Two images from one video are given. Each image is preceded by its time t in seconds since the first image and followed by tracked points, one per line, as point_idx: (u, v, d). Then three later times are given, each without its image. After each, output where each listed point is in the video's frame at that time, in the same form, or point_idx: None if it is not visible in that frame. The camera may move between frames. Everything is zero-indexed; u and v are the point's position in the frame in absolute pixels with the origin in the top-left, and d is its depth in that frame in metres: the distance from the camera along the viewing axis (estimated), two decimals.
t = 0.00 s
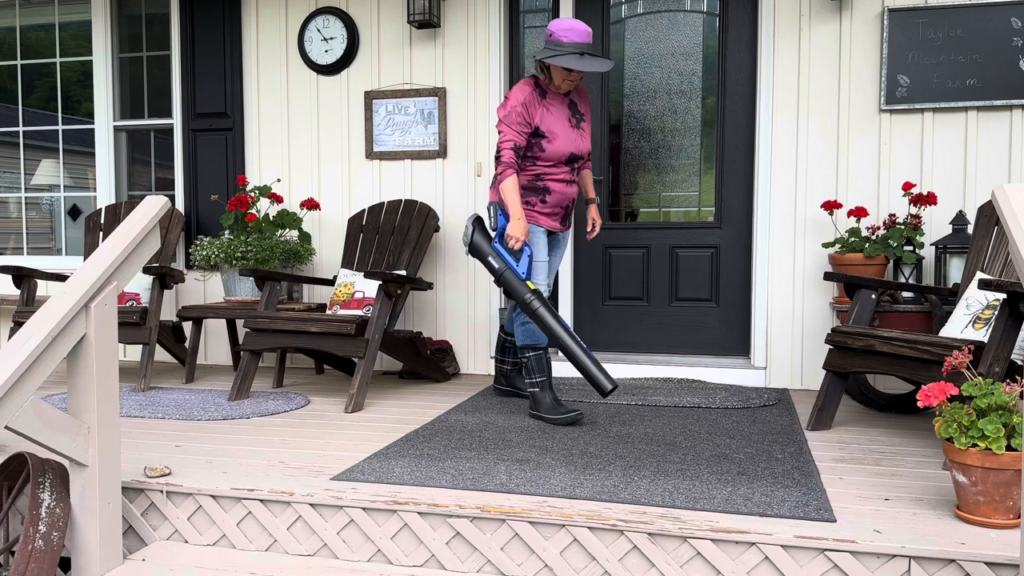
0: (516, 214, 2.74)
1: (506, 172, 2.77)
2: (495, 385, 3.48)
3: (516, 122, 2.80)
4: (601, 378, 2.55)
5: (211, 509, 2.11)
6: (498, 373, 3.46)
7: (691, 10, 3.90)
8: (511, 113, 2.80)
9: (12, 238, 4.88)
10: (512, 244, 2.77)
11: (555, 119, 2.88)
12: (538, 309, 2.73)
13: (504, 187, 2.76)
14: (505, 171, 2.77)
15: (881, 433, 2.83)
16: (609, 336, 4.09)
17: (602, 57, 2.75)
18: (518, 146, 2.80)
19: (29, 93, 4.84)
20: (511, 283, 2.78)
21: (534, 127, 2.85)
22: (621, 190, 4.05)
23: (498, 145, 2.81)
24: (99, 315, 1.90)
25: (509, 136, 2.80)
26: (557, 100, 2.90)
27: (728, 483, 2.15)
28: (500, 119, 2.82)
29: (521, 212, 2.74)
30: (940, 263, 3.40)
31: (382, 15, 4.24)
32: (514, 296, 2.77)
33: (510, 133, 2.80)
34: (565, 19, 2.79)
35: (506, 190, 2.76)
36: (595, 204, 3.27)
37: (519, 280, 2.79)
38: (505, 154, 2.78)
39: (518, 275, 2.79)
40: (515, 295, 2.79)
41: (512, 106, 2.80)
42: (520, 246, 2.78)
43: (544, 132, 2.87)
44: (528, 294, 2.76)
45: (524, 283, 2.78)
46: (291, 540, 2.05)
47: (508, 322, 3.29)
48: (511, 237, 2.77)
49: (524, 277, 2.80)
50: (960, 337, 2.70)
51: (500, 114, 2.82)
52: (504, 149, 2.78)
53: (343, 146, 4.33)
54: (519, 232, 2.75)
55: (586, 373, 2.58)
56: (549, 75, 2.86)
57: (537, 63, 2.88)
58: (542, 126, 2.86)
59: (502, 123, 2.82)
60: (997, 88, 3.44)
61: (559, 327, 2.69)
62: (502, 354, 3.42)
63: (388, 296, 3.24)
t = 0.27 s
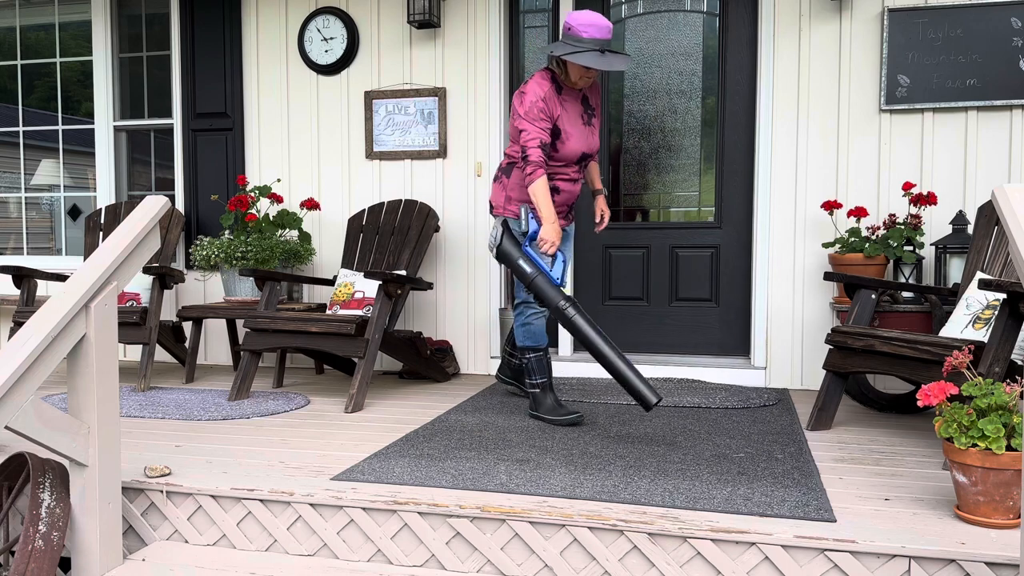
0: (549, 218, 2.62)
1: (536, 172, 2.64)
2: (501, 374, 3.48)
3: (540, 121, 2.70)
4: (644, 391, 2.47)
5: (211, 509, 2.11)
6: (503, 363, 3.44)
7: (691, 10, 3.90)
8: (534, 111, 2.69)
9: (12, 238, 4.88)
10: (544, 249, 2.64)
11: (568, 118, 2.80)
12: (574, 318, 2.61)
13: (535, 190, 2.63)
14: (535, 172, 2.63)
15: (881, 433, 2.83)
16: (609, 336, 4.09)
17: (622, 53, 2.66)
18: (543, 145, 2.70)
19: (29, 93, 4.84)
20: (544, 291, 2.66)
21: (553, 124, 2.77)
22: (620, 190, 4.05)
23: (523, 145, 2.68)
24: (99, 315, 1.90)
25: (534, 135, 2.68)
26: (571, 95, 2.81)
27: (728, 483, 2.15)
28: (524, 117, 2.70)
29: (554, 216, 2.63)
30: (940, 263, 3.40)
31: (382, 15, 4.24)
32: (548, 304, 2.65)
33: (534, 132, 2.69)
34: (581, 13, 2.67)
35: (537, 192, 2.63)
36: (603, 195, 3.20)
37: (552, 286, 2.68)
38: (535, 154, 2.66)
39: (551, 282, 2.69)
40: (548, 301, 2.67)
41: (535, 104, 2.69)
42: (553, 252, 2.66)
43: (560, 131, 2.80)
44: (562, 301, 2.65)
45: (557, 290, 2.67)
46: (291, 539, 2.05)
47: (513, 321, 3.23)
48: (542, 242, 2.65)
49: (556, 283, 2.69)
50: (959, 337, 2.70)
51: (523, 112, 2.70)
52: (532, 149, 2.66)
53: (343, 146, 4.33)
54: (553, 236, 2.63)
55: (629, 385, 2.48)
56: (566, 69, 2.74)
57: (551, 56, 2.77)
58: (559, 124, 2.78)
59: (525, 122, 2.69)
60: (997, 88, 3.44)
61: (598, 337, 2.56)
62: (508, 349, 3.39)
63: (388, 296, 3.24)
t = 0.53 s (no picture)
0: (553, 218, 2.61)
1: (539, 171, 2.63)
2: (502, 374, 3.48)
3: (546, 120, 2.69)
4: (668, 385, 2.45)
5: (211, 509, 2.11)
6: (505, 364, 3.44)
7: (691, 10, 3.90)
8: (540, 109, 2.69)
9: (12, 238, 4.88)
10: (548, 250, 2.63)
11: (576, 116, 2.81)
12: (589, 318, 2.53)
13: (537, 189, 2.61)
14: (538, 171, 2.62)
15: (881, 433, 2.83)
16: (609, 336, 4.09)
17: (633, 53, 2.66)
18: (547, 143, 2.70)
19: (29, 93, 4.84)
20: (557, 293, 2.59)
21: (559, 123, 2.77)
22: (620, 190, 4.05)
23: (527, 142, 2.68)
24: (99, 315, 1.90)
25: (539, 133, 2.69)
26: (578, 93, 2.81)
27: (728, 483, 2.15)
28: (530, 115, 2.69)
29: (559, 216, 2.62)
30: (940, 263, 3.40)
31: (382, 15, 4.24)
32: (562, 307, 2.58)
33: (539, 130, 2.69)
34: (593, 10, 2.67)
35: (540, 192, 2.61)
36: (606, 190, 3.20)
37: (564, 288, 2.61)
38: (538, 152, 2.66)
39: (561, 283, 2.62)
40: (561, 303, 2.60)
41: (542, 102, 2.69)
42: (558, 252, 2.64)
43: (566, 130, 2.81)
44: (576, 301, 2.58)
45: (569, 290, 2.60)
46: (291, 539, 2.05)
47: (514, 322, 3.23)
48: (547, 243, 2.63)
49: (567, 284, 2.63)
50: (959, 337, 2.70)
51: (529, 109, 2.70)
52: (536, 147, 2.66)
53: (343, 146, 4.33)
54: (557, 236, 2.62)
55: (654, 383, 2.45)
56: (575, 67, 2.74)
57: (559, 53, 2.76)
58: (566, 123, 2.79)
59: (531, 120, 2.69)
60: (996, 88, 3.44)
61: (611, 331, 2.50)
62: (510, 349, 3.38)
63: (388, 296, 3.24)
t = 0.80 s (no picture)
0: (544, 215, 2.63)
1: (529, 168, 2.66)
2: (506, 377, 3.46)
3: (544, 118, 2.70)
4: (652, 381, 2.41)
5: (211, 509, 2.11)
6: (509, 367, 3.42)
7: (691, 10, 3.90)
8: (540, 107, 2.69)
9: (12, 238, 4.88)
10: (540, 246, 2.65)
11: (579, 115, 2.80)
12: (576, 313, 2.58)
13: (528, 186, 2.64)
14: (528, 168, 2.65)
15: (881, 433, 2.83)
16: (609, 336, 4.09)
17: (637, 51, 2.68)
18: (543, 141, 2.71)
19: (29, 93, 4.84)
20: (545, 289, 2.64)
21: (561, 120, 2.76)
22: (620, 190, 4.05)
23: (521, 140, 2.70)
24: (99, 315, 1.90)
25: (534, 131, 2.70)
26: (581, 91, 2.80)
27: (728, 483, 2.15)
28: (528, 113, 2.70)
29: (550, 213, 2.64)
30: (940, 263, 3.40)
31: (382, 15, 4.24)
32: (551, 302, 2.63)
33: (536, 128, 2.70)
34: (596, 8, 2.67)
35: (529, 188, 2.64)
36: (606, 196, 3.21)
37: (552, 283, 2.66)
38: (529, 149, 2.68)
39: (550, 279, 2.67)
40: (549, 298, 2.65)
41: (542, 100, 2.69)
42: (550, 249, 2.66)
43: (569, 128, 2.79)
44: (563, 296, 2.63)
45: (558, 286, 2.65)
46: (291, 539, 2.05)
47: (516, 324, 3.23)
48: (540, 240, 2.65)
49: (556, 279, 2.68)
50: (959, 337, 2.70)
51: (528, 107, 2.70)
52: (528, 145, 2.68)
53: (343, 146, 4.33)
54: (549, 235, 2.63)
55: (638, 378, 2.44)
56: (578, 65, 2.73)
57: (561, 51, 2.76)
58: (568, 121, 2.78)
59: (528, 117, 2.70)
60: (996, 88, 3.44)
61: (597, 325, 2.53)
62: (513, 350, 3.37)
63: (388, 296, 3.24)
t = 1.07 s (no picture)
0: (537, 213, 2.64)
1: (523, 164, 2.67)
2: (506, 374, 3.43)
3: (544, 116, 2.70)
4: (645, 375, 2.46)
5: (211, 509, 2.11)
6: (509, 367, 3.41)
7: (691, 10, 3.91)
8: (540, 105, 2.69)
9: (12, 238, 4.89)
10: (533, 243, 2.64)
11: (582, 113, 2.79)
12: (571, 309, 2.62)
13: (521, 183, 2.65)
14: (523, 164, 2.66)
15: (881, 433, 2.83)
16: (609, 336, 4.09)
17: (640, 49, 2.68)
18: (539, 138, 2.71)
19: (29, 93, 4.84)
20: (540, 286, 2.67)
21: (561, 119, 2.76)
22: (620, 190, 4.05)
23: (518, 136, 2.71)
24: (99, 315, 1.90)
25: (531, 128, 2.70)
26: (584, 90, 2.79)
27: (728, 483, 2.15)
28: (527, 110, 2.71)
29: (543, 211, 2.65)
30: (940, 263, 3.40)
31: (382, 15, 4.24)
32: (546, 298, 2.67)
33: (533, 125, 2.71)
34: (599, 5, 2.69)
35: (523, 184, 2.65)
36: (611, 194, 3.20)
37: (546, 280, 2.68)
38: (524, 145, 2.68)
39: (544, 275, 2.70)
40: (544, 294, 2.68)
41: (542, 98, 2.69)
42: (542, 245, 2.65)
43: (570, 126, 2.79)
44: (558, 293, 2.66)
45: (552, 282, 2.68)
46: (291, 539, 2.05)
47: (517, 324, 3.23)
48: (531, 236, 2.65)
49: (550, 277, 2.70)
50: (959, 337, 2.70)
51: (527, 104, 2.71)
52: (524, 141, 2.68)
53: (343, 146, 4.33)
54: (541, 230, 2.63)
55: (631, 372, 2.49)
56: (580, 63, 2.73)
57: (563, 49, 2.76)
58: (569, 119, 2.77)
59: (526, 115, 2.71)
60: (997, 88, 3.44)
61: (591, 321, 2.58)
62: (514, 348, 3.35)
63: (388, 296, 3.24)
